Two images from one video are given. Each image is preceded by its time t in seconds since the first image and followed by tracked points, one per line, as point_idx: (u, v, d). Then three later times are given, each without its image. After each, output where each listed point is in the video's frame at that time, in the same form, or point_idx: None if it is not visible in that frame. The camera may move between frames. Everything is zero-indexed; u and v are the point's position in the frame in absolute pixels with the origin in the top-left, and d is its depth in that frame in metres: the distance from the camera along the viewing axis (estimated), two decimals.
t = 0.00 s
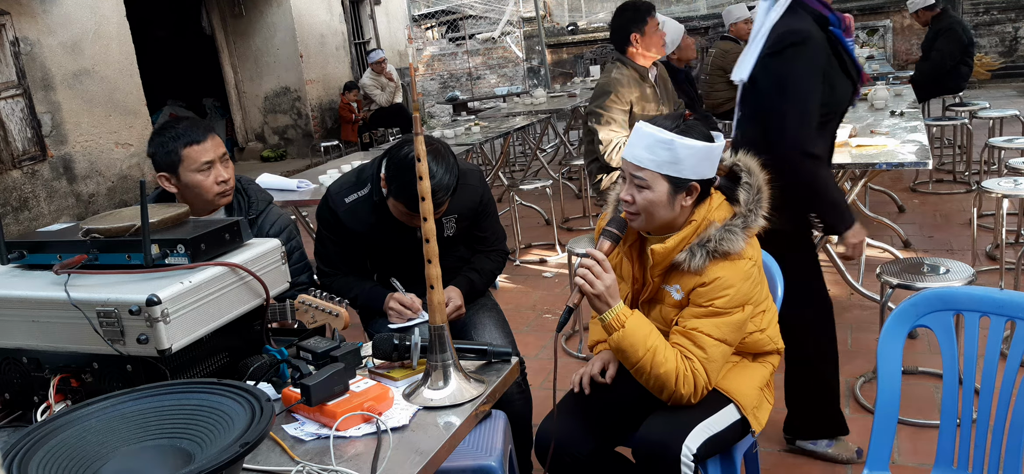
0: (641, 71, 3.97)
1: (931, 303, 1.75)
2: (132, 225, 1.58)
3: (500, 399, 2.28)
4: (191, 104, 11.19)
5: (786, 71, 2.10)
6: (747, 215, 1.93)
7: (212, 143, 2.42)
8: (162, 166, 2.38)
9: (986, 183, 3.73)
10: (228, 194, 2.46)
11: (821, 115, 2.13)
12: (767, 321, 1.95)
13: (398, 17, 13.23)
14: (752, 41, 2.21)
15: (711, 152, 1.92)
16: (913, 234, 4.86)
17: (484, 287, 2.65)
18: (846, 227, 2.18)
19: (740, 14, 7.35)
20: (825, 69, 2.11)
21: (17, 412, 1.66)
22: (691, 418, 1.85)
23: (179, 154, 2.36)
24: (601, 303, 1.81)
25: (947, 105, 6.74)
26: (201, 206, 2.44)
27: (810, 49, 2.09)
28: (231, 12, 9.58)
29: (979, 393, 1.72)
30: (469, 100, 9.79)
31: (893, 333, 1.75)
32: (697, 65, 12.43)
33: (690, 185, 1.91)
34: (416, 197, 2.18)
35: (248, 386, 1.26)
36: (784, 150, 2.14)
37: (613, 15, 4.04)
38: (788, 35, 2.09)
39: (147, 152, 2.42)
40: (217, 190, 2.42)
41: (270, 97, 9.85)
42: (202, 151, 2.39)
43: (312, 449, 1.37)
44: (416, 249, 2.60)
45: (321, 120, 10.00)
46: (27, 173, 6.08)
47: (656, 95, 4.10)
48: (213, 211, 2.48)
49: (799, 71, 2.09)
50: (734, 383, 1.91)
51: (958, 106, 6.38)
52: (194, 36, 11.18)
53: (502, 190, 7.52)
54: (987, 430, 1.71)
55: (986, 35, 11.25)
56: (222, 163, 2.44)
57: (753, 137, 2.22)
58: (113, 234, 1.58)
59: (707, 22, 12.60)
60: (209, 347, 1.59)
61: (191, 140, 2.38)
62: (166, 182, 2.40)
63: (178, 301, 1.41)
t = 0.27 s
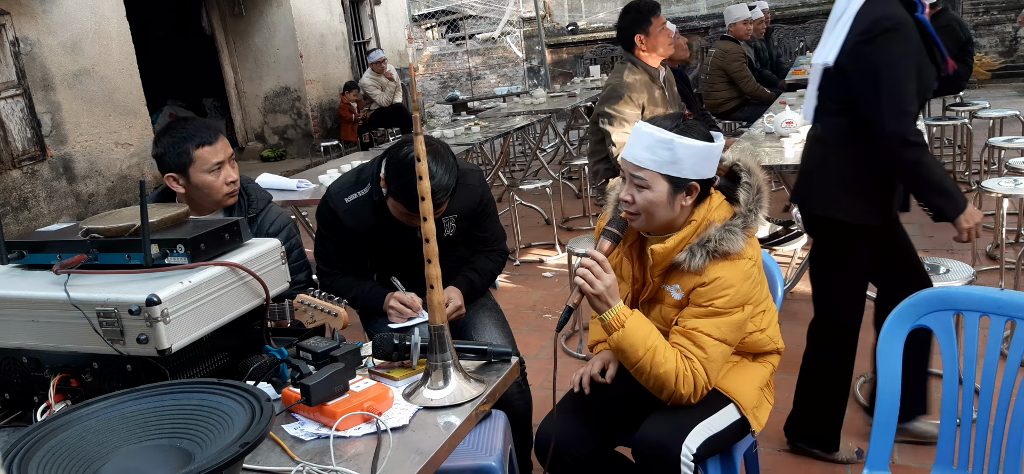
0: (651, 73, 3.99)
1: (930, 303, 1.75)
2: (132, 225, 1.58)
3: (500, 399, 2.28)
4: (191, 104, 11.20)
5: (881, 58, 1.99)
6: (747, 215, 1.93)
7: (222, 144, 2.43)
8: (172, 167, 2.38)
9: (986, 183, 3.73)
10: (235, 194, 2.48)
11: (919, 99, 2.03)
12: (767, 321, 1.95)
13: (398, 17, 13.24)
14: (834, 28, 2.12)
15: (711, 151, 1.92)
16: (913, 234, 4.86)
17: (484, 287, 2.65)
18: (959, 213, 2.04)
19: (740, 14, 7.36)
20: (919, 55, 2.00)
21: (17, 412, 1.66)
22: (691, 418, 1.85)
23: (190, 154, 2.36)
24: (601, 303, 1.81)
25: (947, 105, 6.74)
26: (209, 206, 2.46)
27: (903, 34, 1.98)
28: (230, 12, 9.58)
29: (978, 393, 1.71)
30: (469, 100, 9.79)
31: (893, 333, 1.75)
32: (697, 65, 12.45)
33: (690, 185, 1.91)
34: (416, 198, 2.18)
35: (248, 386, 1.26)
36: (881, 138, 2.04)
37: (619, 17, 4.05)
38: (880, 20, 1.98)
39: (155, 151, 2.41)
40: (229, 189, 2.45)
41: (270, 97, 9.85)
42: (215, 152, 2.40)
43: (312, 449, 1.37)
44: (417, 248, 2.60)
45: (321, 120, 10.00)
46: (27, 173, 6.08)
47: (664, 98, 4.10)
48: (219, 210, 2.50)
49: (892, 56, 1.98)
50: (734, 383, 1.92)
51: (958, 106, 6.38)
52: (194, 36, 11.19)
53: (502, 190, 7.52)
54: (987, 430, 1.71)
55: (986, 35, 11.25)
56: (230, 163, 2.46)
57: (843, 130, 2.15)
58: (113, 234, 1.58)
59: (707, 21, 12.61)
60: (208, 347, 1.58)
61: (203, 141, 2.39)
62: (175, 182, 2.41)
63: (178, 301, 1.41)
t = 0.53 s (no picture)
0: (662, 76, 4.06)
1: (931, 302, 1.75)
2: (132, 225, 1.58)
3: (500, 399, 2.28)
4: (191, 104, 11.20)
5: (994, 52, 2.07)
6: (747, 214, 1.93)
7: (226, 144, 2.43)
8: (175, 167, 2.38)
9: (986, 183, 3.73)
10: (237, 195, 2.48)
11: None
12: (767, 321, 1.95)
13: (398, 17, 13.24)
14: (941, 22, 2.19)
15: (710, 150, 1.92)
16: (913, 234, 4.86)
17: (484, 287, 2.65)
18: None
19: (741, 14, 7.40)
20: None
21: (17, 412, 1.66)
22: (691, 418, 1.85)
23: (194, 156, 2.36)
24: (601, 303, 1.81)
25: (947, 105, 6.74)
26: (212, 207, 2.46)
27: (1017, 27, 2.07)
28: (230, 12, 9.58)
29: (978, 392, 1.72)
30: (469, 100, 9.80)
31: (893, 332, 1.75)
32: (697, 65, 12.46)
33: (689, 183, 1.91)
34: (416, 198, 2.18)
35: (248, 386, 1.26)
36: (986, 132, 2.10)
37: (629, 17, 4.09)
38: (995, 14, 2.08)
39: (157, 152, 2.41)
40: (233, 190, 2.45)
41: (271, 97, 9.85)
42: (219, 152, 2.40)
43: (312, 449, 1.37)
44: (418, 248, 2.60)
45: (321, 120, 10.00)
46: (27, 173, 6.08)
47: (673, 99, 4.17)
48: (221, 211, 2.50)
49: (1005, 50, 2.07)
50: (734, 383, 1.92)
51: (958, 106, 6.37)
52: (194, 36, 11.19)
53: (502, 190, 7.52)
54: (987, 430, 1.71)
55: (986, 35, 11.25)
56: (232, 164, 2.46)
57: (952, 126, 2.19)
58: (113, 234, 1.57)
59: (707, 21, 12.63)
60: (208, 347, 1.58)
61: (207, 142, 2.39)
62: (177, 182, 2.41)
63: (178, 301, 1.41)
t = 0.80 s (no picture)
0: (665, 78, 4.15)
1: (931, 303, 1.75)
2: (132, 225, 1.57)
3: (500, 399, 2.28)
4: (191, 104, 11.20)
5: None
6: (746, 212, 1.93)
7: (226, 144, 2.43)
8: (174, 167, 2.38)
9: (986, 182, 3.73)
10: (237, 195, 2.49)
11: None
12: (767, 320, 1.95)
13: (398, 17, 13.24)
14: None
15: (708, 146, 1.92)
16: (912, 234, 4.87)
17: (484, 287, 2.65)
18: None
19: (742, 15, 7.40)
20: None
21: (17, 412, 1.66)
22: (691, 417, 1.85)
23: (193, 156, 2.36)
24: (601, 302, 1.81)
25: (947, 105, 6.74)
26: (211, 207, 2.46)
27: None
28: (230, 12, 9.58)
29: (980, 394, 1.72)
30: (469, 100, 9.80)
31: (893, 333, 1.75)
32: (697, 65, 12.48)
33: (688, 180, 1.91)
34: (416, 198, 2.18)
35: (248, 386, 1.26)
36: None
37: (637, 17, 4.15)
38: None
39: (156, 152, 2.41)
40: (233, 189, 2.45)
41: (271, 97, 9.85)
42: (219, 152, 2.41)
43: (312, 449, 1.37)
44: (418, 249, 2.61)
45: (321, 120, 10.00)
46: (27, 173, 6.08)
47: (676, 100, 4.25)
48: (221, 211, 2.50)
49: None
50: (734, 382, 1.92)
51: (958, 106, 6.38)
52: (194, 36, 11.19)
53: (502, 190, 7.52)
54: (986, 431, 1.71)
55: (986, 35, 11.25)
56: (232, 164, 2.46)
57: None
58: (113, 234, 1.57)
59: (707, 21, 12.64)
60: (208, 347, 1.59)
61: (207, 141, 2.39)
62: (177, 182, 2.41)
63: (178, 301, 1.41)
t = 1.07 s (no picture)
0: (667, 80, 4.18)
1: (929, 302, 1.76)
2: (134, 225, 1.57)
3: (500, 398, 2.29)
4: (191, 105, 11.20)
5: None
6: (740, 203, 1.94)
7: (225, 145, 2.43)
8: (175, 168, 2.38)
9: (984, 183, 3.75)
10: (237, 195, 2.49)
11: None
12: (765, 314, 1.97)
13: (399, 18, 13.25)
14: None
15: (698, 137, 1.94)
16: (911, 234, 4.88)
17: (484, 287, 2.66)
18: None
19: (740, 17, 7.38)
20: None
21: (19, 411, 1.67)
22: (690, 416, 1.86)
23: (193, 157, 2.37)
24: (599, 297, 1.83)
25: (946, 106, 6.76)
26: (212, 208, 2.46)
27: None
28: (231, 13, 9.59)
29: (978, 393, 1.73)
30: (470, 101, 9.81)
31: (891, 332, 1.76)
32: (697, 66, 12.50)
33: (680, 170, 1.93)
34: (416, 198, 2.19)
35: (249, 386, 1.27)
36: None
37: (641, 17, 4.16)
38: None
39: (157, 153, 2.41)
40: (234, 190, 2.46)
41: (271, 97, 9.85)
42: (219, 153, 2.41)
43: (313, 447, 1.38)
44: (417, 249, 2.61)
45: (322, 121, 10.01)
46: (29, 174, 6.08)
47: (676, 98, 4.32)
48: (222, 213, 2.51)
49: None
50: (732, 380, 1.92)
51: (956, 106, 6.39)
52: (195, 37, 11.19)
53: (503, 190, 7.53)
54: (985, 430, 1.72)
55: (985, 36, 11.28)
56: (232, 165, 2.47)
57: None
58: (114, 234, 1.58)
59: (706, 22, 12.66)
60: (210, 346, 1.59)
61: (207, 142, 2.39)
62: (177, 183, 2.41)
63: (179, 300, 1.42)
